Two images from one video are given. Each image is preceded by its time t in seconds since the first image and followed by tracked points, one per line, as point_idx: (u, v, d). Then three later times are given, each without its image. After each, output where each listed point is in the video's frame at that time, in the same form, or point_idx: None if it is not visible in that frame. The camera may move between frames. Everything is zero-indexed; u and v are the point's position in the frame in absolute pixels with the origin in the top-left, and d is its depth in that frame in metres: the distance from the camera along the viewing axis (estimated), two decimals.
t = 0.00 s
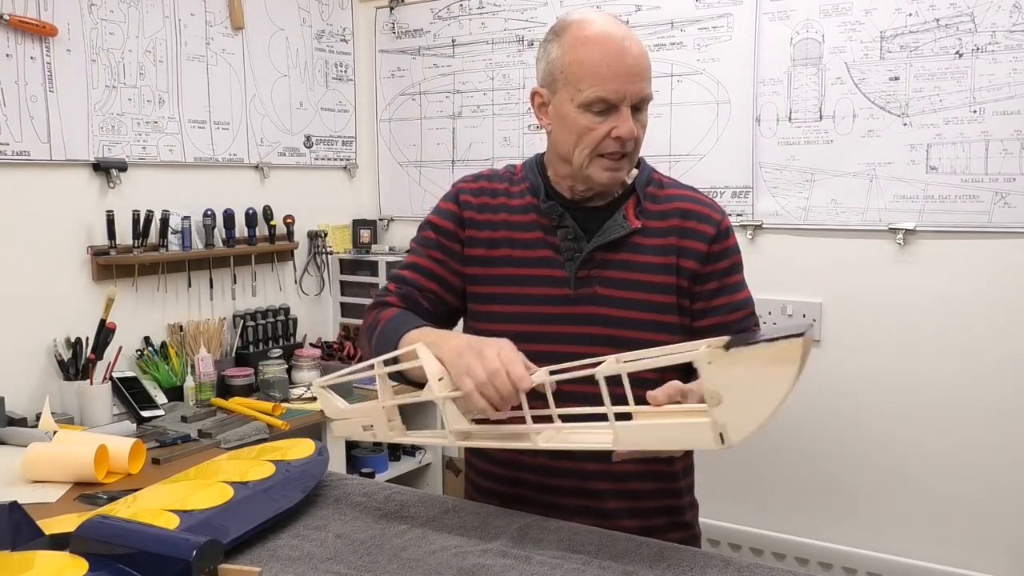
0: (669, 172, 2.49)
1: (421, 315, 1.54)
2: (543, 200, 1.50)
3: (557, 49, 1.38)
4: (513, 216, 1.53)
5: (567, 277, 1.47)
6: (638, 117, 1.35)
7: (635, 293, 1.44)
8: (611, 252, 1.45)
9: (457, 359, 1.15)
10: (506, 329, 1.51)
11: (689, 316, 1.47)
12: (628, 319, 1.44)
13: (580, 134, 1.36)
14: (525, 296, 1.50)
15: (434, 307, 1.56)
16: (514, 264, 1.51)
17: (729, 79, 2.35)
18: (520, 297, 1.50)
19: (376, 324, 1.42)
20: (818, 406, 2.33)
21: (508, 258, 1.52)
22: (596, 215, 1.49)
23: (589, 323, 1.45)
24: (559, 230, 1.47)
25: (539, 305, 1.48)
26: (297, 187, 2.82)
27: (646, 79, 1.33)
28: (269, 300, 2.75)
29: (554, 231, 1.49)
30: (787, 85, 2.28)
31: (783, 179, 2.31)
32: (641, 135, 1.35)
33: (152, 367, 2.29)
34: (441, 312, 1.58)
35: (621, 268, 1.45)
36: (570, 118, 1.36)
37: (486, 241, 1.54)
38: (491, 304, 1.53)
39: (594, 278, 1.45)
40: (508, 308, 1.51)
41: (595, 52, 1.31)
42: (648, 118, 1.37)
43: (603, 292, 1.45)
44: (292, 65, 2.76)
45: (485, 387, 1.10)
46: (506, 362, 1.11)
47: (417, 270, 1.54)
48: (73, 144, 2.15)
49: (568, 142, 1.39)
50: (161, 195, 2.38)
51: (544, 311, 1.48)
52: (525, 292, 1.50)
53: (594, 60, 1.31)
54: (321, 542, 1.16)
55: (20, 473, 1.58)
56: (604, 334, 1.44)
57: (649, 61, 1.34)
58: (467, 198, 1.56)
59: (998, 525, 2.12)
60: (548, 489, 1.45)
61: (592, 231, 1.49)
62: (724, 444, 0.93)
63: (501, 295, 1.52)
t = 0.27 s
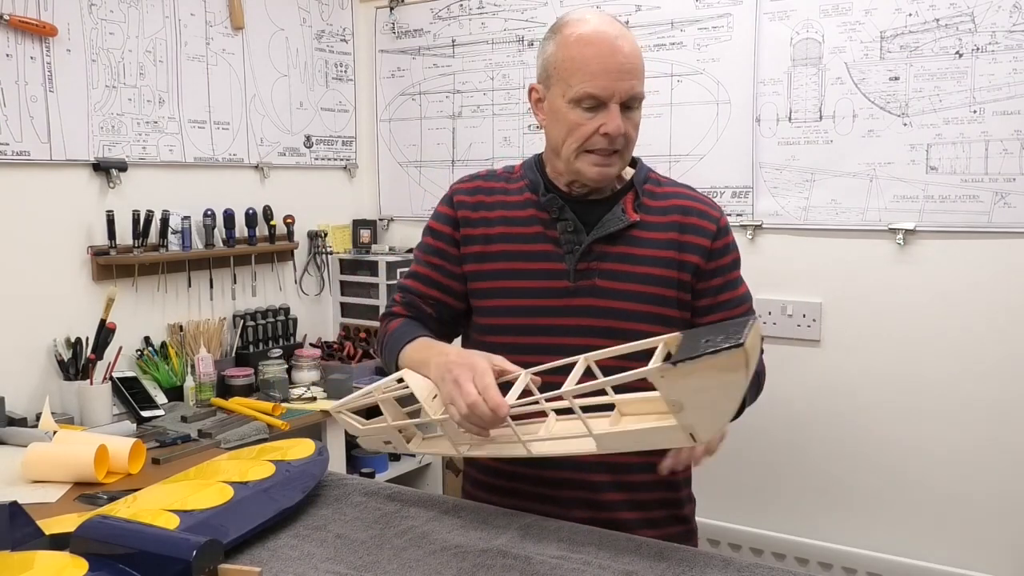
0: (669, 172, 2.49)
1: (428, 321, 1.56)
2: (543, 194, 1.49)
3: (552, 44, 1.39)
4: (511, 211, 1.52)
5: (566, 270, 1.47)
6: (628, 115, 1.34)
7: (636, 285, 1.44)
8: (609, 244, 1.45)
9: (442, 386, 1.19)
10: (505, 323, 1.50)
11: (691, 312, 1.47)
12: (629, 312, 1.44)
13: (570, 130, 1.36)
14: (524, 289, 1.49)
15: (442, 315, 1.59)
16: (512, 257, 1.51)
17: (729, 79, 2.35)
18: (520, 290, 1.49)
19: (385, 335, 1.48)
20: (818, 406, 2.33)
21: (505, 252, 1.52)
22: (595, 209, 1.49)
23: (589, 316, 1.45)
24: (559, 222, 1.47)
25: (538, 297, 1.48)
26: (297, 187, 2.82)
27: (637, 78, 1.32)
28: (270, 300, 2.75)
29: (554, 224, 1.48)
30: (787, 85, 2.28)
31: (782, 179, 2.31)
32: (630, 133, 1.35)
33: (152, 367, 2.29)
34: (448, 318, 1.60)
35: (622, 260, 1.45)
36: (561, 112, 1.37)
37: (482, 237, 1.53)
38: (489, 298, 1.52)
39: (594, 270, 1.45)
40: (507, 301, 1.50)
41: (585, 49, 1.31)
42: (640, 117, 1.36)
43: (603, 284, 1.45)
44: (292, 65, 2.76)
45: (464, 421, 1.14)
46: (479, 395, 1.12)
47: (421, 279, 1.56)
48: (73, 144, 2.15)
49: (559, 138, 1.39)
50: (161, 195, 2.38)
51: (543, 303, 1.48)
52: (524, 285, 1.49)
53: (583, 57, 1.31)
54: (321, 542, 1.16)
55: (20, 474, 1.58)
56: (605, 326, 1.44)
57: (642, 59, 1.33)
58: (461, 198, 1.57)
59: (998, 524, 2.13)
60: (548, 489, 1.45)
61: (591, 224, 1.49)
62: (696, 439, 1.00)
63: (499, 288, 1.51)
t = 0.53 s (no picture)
0: (669, 172, 2.49)
1: (432, 326, 1.58)
2: (532, 195, 1.50)
3: (528, 51, 1.39)
4: (503, 213, 1.53)
5: (556, 267, 1.47)
6: (599, 123, 1.34)
7: (627, 281, 1.44)
8: (599, 241, 1.45)
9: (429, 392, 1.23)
10: (497, 322, 1.51)
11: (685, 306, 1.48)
12: (622, 308, 1.44)
13: (543, 136, 1.38)
14: (514, 288, 1.49)
15: (448, 320, 1.60)
16: (503, 258, 1.51)
17: (729, 79, 2.35)
18: (511, 289, 1.50)
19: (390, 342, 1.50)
20: (818, 406, 2.34)
21: (497, 253, 1.52)
22: (584, 207, 1.49)
23: (581, 312, 1.45)
24: (549, 221, 1.48)
25: (529, 296, 1.48)
26: (297, 187, 2.82)
27: (607, 86, 1.32)
28: (269, 300, 2.75)
29: (545, 224, 1.49)
30: (787, 85, 2.28)
31: (782, 179, 2.31)
32: (602, 140, 1.35)
33: (152, 367, 2.29)
34: (453, 322, 1.61)
35: (613, 257, 1.45)
36: (536, 121, 1.38)
37: (475, 240, 1.54)
38: (483, 299, 1.53)
39: (583, 266, 1.45)
40: (499, 301, 1.50)
41: (555, 57, 1.32)
42: (616, 124, 1.35)
43: (592, 281, 1.45)
44: (292, 65, 2.76)
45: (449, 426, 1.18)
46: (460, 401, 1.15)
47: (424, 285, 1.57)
48: (73, 144, 2.15)
49: (536, 144, 1.41)
50: (161, 195, 2.38)
51: (534, 301, 1.48)
52: (515, 284, 1.49)
53: (553, 65, 1.32)
54: (321, 542, 1.16)
55: (20, 474, 1.58)
56: (597, 322, 1.44)
57: (615, 66, 1.32)
58: (456, 203, 1.58)
59: (997, 524, 2.13)
60: (548, 489, 1.45)
61: (581, 222, 1.49)
62: (661, 443, 1.01)
63: (491, 288, 1.51)
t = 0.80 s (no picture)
0: (669, 172, 2.49)
1: (436, 329, 1.59)
2: (529, 198, 1.51)
3: (517, 57, 1.40)
4: (500, 216, 1.53)
5: (552, 269, 1.47)
6: (590, 124, 1.34)
7: (621, 283, 1.44)
8: (594, 243, 1.45)
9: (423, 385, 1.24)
10: (494, 323, 1.51)
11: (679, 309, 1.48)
12: (616, 309, 1.44)
13: (536, 139, 1.38)
14: (510, 290, 1.49)
15: (454, 322, 1.61)
16: (499, 260, 1.51)
17: (729, 79, 2.35)
18: (507, 291, 1.50)
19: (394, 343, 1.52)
20: (818, 406, 2.34)
21: (494, 255, 1.52)
22: (581, 209, 1.49)
23: (576, 313, 1.45)
24: (545, 223, 1.48)
25: (525, 297, 1.48)
26: (297, 187, 2.82)
27: (594, 86, 1.31)
28: (269, 300, 2.75)
29: (541, 226, 1.49)
30: (787, 85, 2.28)
31: (782, 179, 2.31)
32: (594, 141, 1.34)
33: (152, 366, 2.29)
34: (458, 323, 1.62)
35: (607, 258, 1.45)
36: (528, 125, 1.38)
37: (472, 243, 1.54)
38: (480, 301, 1.53)
39: (579, 268, 1.45)
40: (496, 303, 1.50)
41: (542, 62, 1.32)
42: (608, 124, 1.35)
43: (587, 282, 1.45)
44: (292, 65, 2.76)
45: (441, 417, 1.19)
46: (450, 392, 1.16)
47: (427, 290, 1.58)
48: (73, 144, 2.15)
49: (531, 148, 1.41)
50: (161, 195, 2.38)
51: (530, 303, 1.48)
52: (511, 286, 1.49)
53: (540, 70, 1.32)
54: (321, 542, 1.16)
55: (20, 473, 1.58)
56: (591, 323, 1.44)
57: (603, 67, 1.32)
58: (455, 208, 1.58)
59: (998, 524, 2.12)
60: (548, 489, 1.45)
61: (577, 224, 1.49)
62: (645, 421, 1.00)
63: (487, 289, 1.51)
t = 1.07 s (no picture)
0: (669, 172, 2.49)
1: (440, 330, 1.59)
2: (533, 202, 1.51)
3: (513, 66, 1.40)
4: (503, 219, 1.54)
5: (553, 272, 1.48)
6: (584, 132, 1.34)
7: (622, 287, 1.44)
8: (595, 248, 1.46)
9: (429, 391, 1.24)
10: (495, 325, 1.51)
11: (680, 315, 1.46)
12: (616, 313, 1.44)
13: (530, 146, 1.38)
14: (512, 292, 1.50)
15: (459, 324, 1.62)
16: (501, 262, 1.52)
17: (729, 79, 2.35)
18: (509, 293, 1.50)
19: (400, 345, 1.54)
20: (818, 406, 2.34)
21: (497, 258, 1.53)
22: (584, 213, 1.49)
23: (576, 317, 1.45)
24: (548, 227, 1.48)
25: (526, 300, 1.49)
26: (297, 187, 2.82)
27: (586, 94, 1.31)
28: (270, 300, 2.75)
29: (544, 229, 1.49)
30: (787, 85, 2.28)
31: (782, 179, 2.31)
32: (587, 148, 1.35)
33: (152, 366, 2.29)
34: (463, 324, 1.62)
35: (609, 263, 1.45)
36: (524, 134, 1.39)
37: (476, 246, 1.55)
38: (482, 303, 1.53)
39: (580, 272, 1.46)
40: (497, 305, 1.51)
41: (535, 70, 1.32)
42: (602, 131, 1.35)
43: (588, 286, 1.45)
44: (292, 65, 2.76)
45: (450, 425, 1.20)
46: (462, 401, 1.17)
47: (432, 292, 1.59)
48: (73, 144, 2.15)
49: (529, 156, 1.42)
50: (161, 195, 2.38)
51: (531, 306, 1.48)
52: (512, 288, 1.50)
53: (534, 78, 1.32)
54: (321, 542, 1.16)
55: (20, 473, 1.58)
56: (592, 326, 1.44)
57: (597, 75, 1.31)
58: (460, 211, 1.59)
59: (998, 524, 2.12)
60: (548, 490, 1.45)
61: (580, 228, 1.49)
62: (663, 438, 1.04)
63: (489, 291, 1.52)
